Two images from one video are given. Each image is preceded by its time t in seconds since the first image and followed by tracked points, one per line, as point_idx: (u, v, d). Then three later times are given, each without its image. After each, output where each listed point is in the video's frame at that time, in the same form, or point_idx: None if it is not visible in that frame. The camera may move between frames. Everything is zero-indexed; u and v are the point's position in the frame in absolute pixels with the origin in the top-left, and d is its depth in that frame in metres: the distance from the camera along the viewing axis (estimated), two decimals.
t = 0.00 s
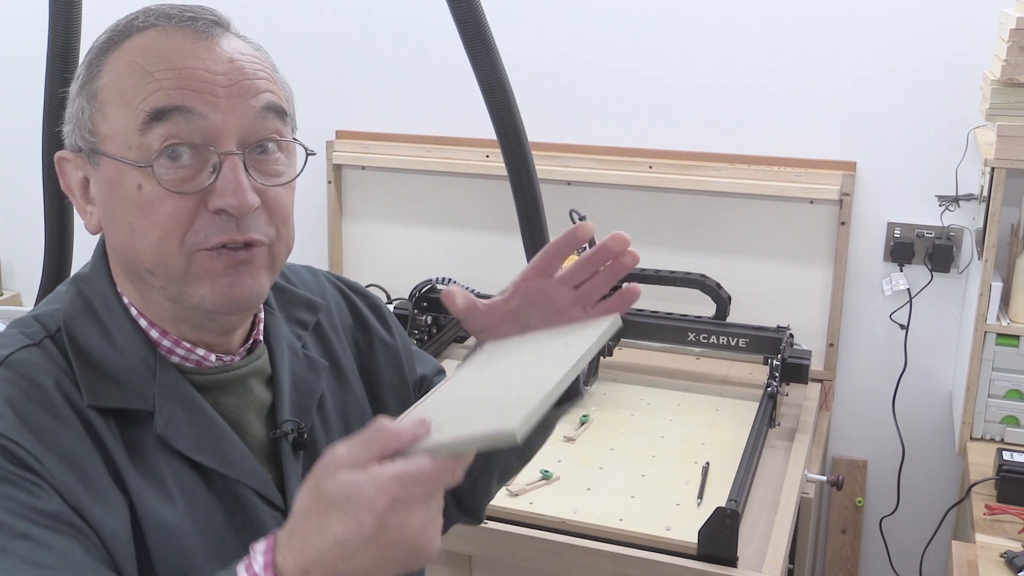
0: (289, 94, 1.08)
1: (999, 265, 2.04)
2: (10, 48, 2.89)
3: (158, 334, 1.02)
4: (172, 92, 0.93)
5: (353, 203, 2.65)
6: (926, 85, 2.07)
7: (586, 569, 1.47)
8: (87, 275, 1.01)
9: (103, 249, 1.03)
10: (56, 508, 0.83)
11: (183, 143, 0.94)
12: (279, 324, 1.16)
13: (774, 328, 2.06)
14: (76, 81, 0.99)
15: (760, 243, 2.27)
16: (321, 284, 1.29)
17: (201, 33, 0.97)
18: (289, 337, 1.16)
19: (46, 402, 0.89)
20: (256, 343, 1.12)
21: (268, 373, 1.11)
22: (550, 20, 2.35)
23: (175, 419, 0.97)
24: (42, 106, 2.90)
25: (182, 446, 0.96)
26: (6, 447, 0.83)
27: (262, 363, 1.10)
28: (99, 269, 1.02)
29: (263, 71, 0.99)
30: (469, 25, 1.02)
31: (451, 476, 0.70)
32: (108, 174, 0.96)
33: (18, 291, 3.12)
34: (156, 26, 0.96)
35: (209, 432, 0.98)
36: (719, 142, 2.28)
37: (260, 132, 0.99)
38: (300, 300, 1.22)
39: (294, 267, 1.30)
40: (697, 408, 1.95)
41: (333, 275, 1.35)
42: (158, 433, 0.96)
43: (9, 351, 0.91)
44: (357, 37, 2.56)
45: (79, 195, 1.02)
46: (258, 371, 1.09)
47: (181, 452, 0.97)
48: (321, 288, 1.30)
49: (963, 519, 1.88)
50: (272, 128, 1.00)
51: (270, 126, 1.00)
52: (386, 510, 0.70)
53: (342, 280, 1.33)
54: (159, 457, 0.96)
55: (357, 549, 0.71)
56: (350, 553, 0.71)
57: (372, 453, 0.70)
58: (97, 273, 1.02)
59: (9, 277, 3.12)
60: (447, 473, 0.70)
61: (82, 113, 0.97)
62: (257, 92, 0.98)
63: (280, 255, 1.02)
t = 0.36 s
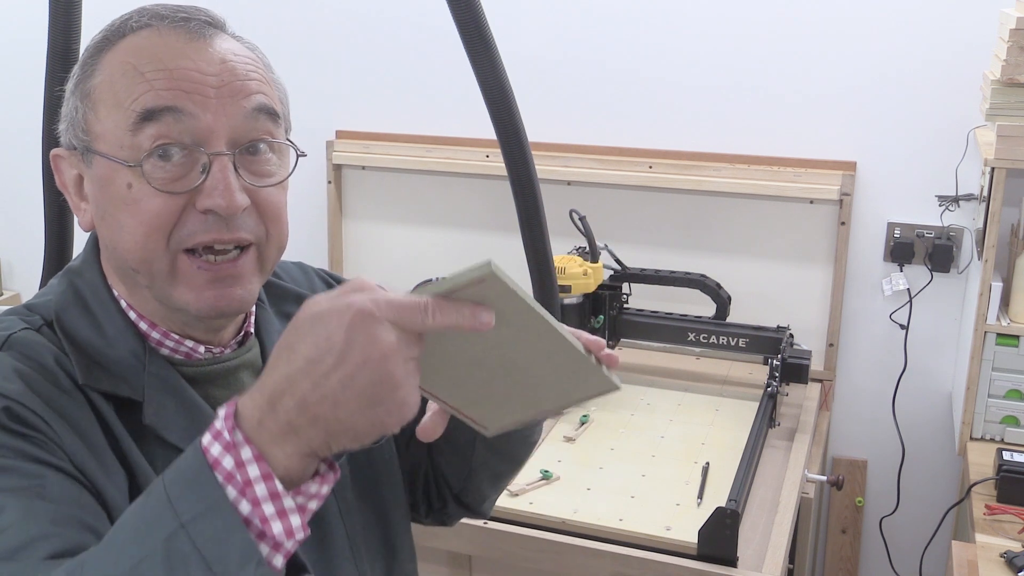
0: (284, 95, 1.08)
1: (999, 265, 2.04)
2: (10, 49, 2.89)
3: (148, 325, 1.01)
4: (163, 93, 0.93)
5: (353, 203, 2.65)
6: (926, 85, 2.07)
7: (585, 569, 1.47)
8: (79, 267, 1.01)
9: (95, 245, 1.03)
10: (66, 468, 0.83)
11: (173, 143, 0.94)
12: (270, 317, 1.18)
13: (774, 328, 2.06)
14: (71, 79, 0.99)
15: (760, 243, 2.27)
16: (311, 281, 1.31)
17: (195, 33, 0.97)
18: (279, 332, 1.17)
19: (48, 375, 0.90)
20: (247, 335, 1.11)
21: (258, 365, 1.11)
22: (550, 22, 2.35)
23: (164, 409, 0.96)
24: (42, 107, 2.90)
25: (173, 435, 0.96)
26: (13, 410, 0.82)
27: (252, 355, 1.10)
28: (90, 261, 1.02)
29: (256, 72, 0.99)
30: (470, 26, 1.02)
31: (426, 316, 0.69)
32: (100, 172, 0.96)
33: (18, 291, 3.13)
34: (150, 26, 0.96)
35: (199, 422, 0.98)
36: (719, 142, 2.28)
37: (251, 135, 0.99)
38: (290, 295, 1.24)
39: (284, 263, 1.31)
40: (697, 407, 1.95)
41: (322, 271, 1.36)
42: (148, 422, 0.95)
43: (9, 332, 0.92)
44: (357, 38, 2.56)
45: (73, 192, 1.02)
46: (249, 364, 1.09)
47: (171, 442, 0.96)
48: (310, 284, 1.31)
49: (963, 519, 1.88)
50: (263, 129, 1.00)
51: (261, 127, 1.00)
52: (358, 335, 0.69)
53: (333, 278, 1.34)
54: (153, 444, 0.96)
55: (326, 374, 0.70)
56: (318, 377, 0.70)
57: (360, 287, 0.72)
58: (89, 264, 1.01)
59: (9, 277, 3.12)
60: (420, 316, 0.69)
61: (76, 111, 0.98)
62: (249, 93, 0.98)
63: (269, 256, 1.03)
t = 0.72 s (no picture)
0: (284, 101, 1.06)
1: (999, 265, 2.04)
2: (10, 49, 2.89)
3: (142, 323, 1.00)
4: (157, 99, 0.91)
5: (353, 203, 2.65)
6: (926, 85, 2.07)
7: (585, 569, 1.47)
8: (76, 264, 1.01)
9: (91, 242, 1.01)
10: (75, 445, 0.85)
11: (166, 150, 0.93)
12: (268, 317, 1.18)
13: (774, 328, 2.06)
14: (71, 81, 0.99)
15: (760, 244, 2.27)
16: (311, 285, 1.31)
17: (192, 38, 0.95)
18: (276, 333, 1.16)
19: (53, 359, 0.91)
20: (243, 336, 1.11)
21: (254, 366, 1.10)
22: (550, 22, 2.35)
23: (158, 409, 0.96)
24: (43, 108, 2.90)
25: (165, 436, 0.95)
26: (19, 391, 0.84)
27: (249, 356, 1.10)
28: (87, 257, 1.01)
29: (254, 79, 0.97)
30: (470, 26, 1.01)
31: (430, 254, 0.72)
32: (95, 176, 0.95)
33: (18, 291, 3.12)
34: (147, 29, 0.95)
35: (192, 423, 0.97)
36: (719, 142, 2.28)
37: (247, 143, 0.97)
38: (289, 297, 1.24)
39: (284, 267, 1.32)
40: (697, 408, 1.95)
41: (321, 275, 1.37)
42: (141, 422, 0.95)
43: (12, 322, 0.93)
44: (357, 38, 2.56)
45: (72, 193, 1.02)
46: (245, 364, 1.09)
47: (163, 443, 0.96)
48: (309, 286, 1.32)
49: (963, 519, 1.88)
50: (259, 137, 0.98)
51: (257, 135, 0.97)
52: (360, 261, 0.71)
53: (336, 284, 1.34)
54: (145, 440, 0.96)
55: (329, 292, 0.71)
56: (320, 295, 0.71)
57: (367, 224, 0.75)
58: (85, 260, 1.00)
59: (9, 277, 3.12)
60: (425, 250, 0.72)
61: (73, 113, 0.97)
62: (246, 101, 0.96)
63: (264, 264, 1.00)
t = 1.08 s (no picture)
0: (285, 106, 1.06)
1: (999, 265, 2.04)
2: (11, 51, 2.89)
3: (140, 327, 1.01)
4: (156, 105, 0.91)
5: (353, 203, 2.65)
6: (926, 85, 2.07)
7: (585, 568, 1.47)
8: (74, 266, 1.01)
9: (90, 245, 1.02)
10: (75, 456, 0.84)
11: (165, 157, 0.93)
12: (268, 318, 1.17)
13: (774, 328, 2.06)
14: (71, 82, 0.98)
15: (760, 243, 2.27)
16: (310, 287, 1.32)
17: (193, 44, 0.95)
18: (277, 335, 1.17)
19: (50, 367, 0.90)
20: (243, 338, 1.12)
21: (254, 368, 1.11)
22: (550, 22, 2.35)
23: (156, 411, 0.96)
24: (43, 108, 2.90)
25: (165, 438, 0.96)
26: (18, 402, 0.82)
27: (247, 358, 1.10)
28: (86, 259, 1.02)
29: (254, 85, 0.97)
30: (469, 24, 1.01)
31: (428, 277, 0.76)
32: (94, 180, 0.95)
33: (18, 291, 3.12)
34: (148, 33, 0.94)
35: (190, 426, 0.97)
36: (719, 142, 2.28)
37: (245, 151, 0.96)
38: (291, 300, 1.24)
39: (286, 270, 1.33)
40: (696, 407, 1.95)
41: (321, 282, 1.37)
42: (139, 425, 0.95)
43: (9, 326, 0.92)
44: (357, 38, 2.56)
45: (71, 195, 1.01)
46: (243, 367, 1.09)
47: (163, 445, 0.96)
48: (310, 289, 1.33)
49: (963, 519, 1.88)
50: (258, 144, 0.97)
51: (256, 142, 0.97)
52: (373, 304, 0.70)
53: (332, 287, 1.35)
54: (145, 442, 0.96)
55: (350, 337, 0.70)
56: (340, 341, 0.70)
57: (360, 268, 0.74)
58: (84, 262, 1.01)
59: (9, 276, 3.12)
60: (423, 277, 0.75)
61: (73, 117, 0.97)
62: (245, 108, 0.95)
63: (261, 272, 1.00)
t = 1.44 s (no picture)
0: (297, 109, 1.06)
1: (999, 265, 2.04)
2: (10, 51, 2.89)
3: (148, 335, 1.01)
4: (178, 118, 0.90)
5: (353, 203, 2.65)
6: (926, 85, 2.07)
7: (584, 569, 1.48)
8: (79, 271, 1.01)
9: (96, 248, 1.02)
10: (35, 511, 0.82)
11: (186, 167, 0.92)
12: (273, 326, 1.17)
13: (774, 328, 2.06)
14: (83, 82, 0.97)
15: (760, 243, 2.27)
16: (316, 290, 1.30)
17: (213, 52, 0.94)
18: (281, 341, 1.17)
19: (31, 403, 0.89)
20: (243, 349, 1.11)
21: (257, 375, 1.11)
22: (550, 22, 2.35)
23: (161, 421, 0.96)
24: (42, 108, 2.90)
25: (169, 448, 0.96)
26: None
27: (250, 366, 1.10)
28: (91, 265, 1.02)
29: (274, 96, 0.97)
30: (470, 25, 1.01)
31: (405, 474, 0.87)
32: (108, 187, 0.94)
33: (18, 291, 3.12)
34: (168, 40, 0.93)
35: (196, 434, 0.98)
36: (719, 142, 2.28)
37: (265, 161, 0.97)
38: (295, 304, 1.23)
39: (292, 273, 1.31)
40: (696, 408, 1.95)
41: (327, 282, 1.35)
42: (144, 436, 0.95)
43: None
44: (357, 38, 2.56)
45: (81, 196, 1.00)
46: (245, 374, 1.09)
47: (166, 455, 0.96)
48: (316, 293, 1.31)
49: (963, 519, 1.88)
50: (277, 155, 0.98)
51: (275, 153, 0.97)
52: (358, 518, 0.83)
53: (338, 290, 1.34)
54: (142, 456, 0.96)
55: (331, 557, 0.81)
56: (323, 559, 0.80)
57: (343, 482, 0.85)
58: (88, 269, 1.01)
59: (9, 276, 3.12)
60: (398, 472, 0.86)
61: (86, 119, 0.95)
62: (265, 118, 0.95)
63: (276, 277, 1.02)
